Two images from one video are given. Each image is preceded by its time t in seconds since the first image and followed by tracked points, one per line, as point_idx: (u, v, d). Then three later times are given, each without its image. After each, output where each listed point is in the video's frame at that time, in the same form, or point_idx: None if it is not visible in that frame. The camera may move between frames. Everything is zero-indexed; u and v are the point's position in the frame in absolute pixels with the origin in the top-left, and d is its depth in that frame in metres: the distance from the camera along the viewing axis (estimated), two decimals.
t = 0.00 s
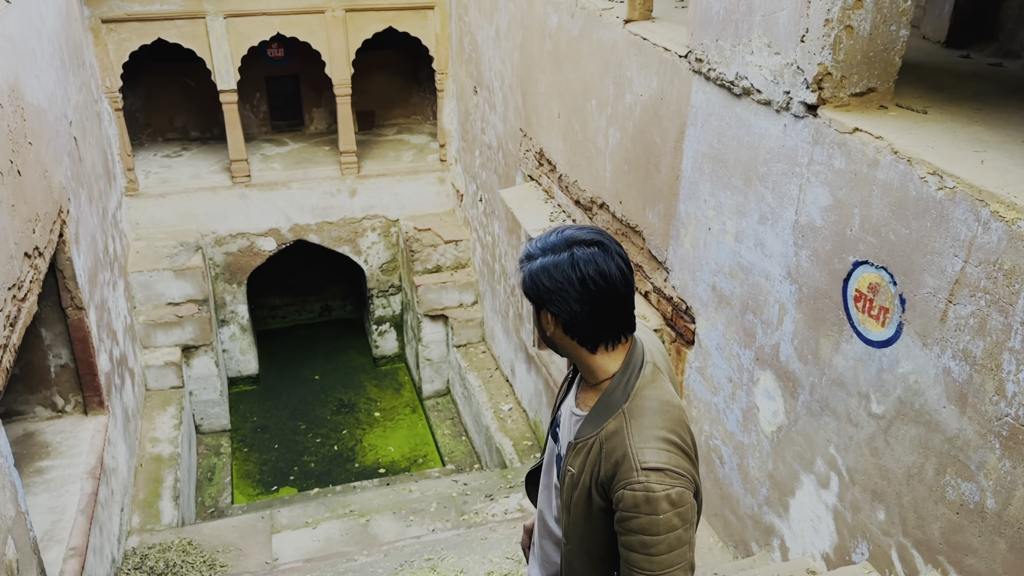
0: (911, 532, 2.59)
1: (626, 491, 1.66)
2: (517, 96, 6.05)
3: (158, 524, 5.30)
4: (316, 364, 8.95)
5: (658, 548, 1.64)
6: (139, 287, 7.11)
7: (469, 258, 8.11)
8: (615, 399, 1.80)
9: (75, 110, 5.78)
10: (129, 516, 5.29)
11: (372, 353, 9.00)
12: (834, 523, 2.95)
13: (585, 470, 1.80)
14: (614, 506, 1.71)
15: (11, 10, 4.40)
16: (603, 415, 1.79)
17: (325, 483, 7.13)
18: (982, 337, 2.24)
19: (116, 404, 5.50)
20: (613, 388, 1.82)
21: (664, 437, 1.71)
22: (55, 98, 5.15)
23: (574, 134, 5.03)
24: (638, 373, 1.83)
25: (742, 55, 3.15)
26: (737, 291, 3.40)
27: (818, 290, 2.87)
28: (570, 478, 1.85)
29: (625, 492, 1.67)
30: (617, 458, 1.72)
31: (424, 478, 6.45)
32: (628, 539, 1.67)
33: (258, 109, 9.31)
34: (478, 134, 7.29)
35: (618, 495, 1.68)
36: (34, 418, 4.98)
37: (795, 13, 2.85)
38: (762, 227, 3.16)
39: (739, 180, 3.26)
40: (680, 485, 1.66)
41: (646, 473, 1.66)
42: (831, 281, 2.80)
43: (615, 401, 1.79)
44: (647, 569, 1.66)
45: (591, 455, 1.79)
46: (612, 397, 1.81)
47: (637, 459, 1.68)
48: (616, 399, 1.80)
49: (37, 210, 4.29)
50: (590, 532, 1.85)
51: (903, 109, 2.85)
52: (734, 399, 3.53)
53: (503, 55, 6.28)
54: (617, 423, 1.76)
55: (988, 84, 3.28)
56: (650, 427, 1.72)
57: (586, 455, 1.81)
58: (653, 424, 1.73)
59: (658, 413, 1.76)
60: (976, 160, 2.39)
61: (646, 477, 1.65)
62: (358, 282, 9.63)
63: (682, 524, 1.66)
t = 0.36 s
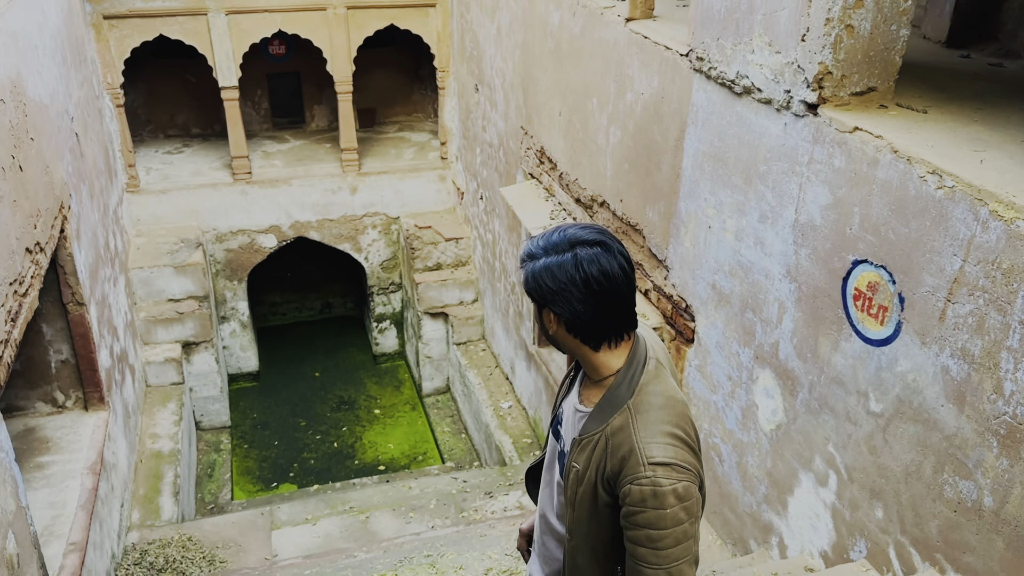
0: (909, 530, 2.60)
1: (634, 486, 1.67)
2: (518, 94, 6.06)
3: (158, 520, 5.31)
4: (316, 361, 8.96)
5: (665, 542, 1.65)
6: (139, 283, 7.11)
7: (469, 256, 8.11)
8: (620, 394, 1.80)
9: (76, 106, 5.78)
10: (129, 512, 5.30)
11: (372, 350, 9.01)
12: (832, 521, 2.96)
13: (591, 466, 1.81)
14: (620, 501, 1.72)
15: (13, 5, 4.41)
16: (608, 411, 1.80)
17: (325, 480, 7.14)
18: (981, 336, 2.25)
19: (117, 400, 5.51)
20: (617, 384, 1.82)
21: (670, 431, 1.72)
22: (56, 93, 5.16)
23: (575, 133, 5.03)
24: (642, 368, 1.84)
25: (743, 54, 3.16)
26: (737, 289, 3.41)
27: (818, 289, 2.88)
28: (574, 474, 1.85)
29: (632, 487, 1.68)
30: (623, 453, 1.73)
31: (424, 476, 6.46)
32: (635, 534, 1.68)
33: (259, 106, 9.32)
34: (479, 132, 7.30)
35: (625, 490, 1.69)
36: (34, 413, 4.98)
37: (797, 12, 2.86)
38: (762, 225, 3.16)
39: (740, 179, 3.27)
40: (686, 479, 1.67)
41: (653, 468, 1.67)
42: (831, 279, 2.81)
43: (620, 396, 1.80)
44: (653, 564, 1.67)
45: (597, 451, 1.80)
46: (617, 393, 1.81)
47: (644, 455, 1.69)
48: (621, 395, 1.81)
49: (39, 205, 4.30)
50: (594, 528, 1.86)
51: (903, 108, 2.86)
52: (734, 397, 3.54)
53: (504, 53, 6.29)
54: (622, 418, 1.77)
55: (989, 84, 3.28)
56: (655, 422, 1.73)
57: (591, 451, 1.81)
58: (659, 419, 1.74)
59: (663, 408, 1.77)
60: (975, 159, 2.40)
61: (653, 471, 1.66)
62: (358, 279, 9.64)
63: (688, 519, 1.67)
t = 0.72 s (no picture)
0: (907, 526, 2.61)
1: (640, 479, 1.68)
2: (519, 89, 6.05)
3: (157, 512, 5.33)
4: (316, 355, 8.97)
5: (671, 534, 1.66)
6: (140, 276, 7.11)
7: (470, 251, 8.11)
8: (623, 388, 1.81)
9: (78, 98, 5.78)
10: (129, 503, 5.31)
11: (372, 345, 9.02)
12: (830, 517, 2.97)
13: (595, 459, 1.82)
14: (625, 494, 1.73)
15: None
16: (611, 405, 1.81)
17: (325, 473, 7.15)
18: (979, 333, 2.26)
19: (117, 392, 5.52)
20: (620, 378, 1.83)
21: (674, 424, 1.73)
22: (58, 86, 5.16)
23: (576, 128, 5.03)
24: (644, 362, 1.84)
25: (745, 50, 3.15)
26: (736, 285, 3.41)
27: (817, 285, 2.88)
28: (577, 468, 1.86)
29: (638, 480, 1.69)
30: (627, 446, 1.74)
31: (423, 470, 6.47)
32: (641, 526, 1.69)
33: (261, 100, 9.31)
34: (480, 126, 7.30)
35: (631, 483, 1.70)
36: (35, 405, 4.99)
37: (799, 8, 2.86)
38: (763, 222, 3.16)
39: (741, 175, 3.27)
40: (691, 471, 1.68)
41: (659, 461, 1.68)
42: (830, 276, 2.81)
43: (623, 389, 1.81)
44: (660, 556, 1.68)
45: (601, 444, 1.80)
46: (619, 387, 1.82)
47: (649, 447, 1.70)
48: (624, 389, 1.81)
49: (40, 197, 4.30)
50: (598, 520, 1.87)
51: (904, 105, 2.86)
52: (733, 393, 3.55)
53: (506, 48, 6.28)
54: (626, 411, 1.77)
55: (991, 81, 3.28)
56: (659, 416, 1.74)
57: (595, 445, 1.82)
58: (662, 412, 1.75)
59: (666, 401, 1.78)
60: (976, 157, 2.40)
61: (658, 464, 1.67)
62: (358, 274, 9.65)
63: (694, 510, 1.68)
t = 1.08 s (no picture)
0: (907, 521, 2.62)
1: (660, 480, 1.70)
2: (523, 82, 6.04)
3: (159, 500, 5.35)
4: (318, 346, 8.99)
5: (689, 534, 1.69)
6: (143, 265, 7.12)
7: (472, 243, 8.10)
8: (640, 387, 1.81)
9: (82, 87, 5.78)
10: (131, 491, 5.34)
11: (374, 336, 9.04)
12: (830, 511, 2.98)
13: (612, 460, 1.82)
14: (643, 494, 1.74)
15: None
16: (628, 405, 1.81)
17: (326, 464, 7.18)
18: (982, 328, 2.26)
19: (120, 381, 5.54)
20: (637, 377, 1.83)
21: (693, 424, 1.75)
22: (62, 74, 5.16)
23: (580, 121, 5.03)
24: (661, 362, 1.85)
25: (751, 44, 3.15)
26: (739, 279, 3.41)
27: (820, 280, 2.88)
28: (591, 467, 1.86)
29: (658, 480, 1.70)
30: (646, 446, 1.75)
31: (424, 462, 6.49)
32: (659, 526, 1.71)
33: (264, 90, 9.30)
34: (484, 118, 7.29)
35: (651, 483, 1.71)
36: (38, 392, 5.00)
37: (805, 2, 2.85)
38: (766, 216, 3.16)
39: (745, 169, 3.27)
40: (710, 471, 1.71)
41: (680, 461, 1.70)
42: (833, 271, 2.81)
43: (640, 389, 1.81)
44: (677, 555, 1.71)
45: (618, 444, 1.81)
46: (636, 385, 1.82)
47: (669, 448, 1.72)
48: (641, 388, 1.82)
49: (44, 185, 4.31)
50: (612, 519, 1.88)
51: (909, 100, 2.86)
52: (734, 387, 3.55)
53: (510, 40, 6.27)
54: (644, 412, 1.78)
55: (996, 77, 3.28)
56: (677, 416, 1.76)
57: (611, 444, 1.82)
58: (680, 412, 1.77)
59: (683, 401, 1.79)
60: (980, 152, 2.40)
61: (679, 465, 1.69)
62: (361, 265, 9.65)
63: (711, 509, 1.71)
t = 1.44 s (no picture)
0: (907, 515, 2.63)
1: (692, 457, 1.70)
2: (528, 74, 6.04)
3: (162, 489, 5.39)
4: (321, 337, 9.00)
5: (720, 510, 1.71)
6: (147, 255, 7.15)
7: (476, 235, 8.10)
8: (660, 370, 1.82)
9: (88, 76, 5.78)
10: (134, 480, 5.36)
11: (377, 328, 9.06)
12: (831, 505, 2.99)
13: (636, 444, 1.80)
14: (672, 474, 1.74)
15: None
16: (649, 388, 1.81)
17: (328, 454, 7.20)
18: (985, 324, 2.26)
19: (124, 370, 5.56)
20: (655, 360, 1.84)
21: (716, 401, 1.77)
22: (68, 64, 5.16)
23: (585, 114, 5.02)
24: (675, 345, 1.87)
25: (757, 38, 3.14)
26: (743, 274, 3.42)
27: (824, 275, 2.89)
28: (612, 455, 1.84)
29: (689, 458, 1.70)
30: (673, 427, 1.74)
31: (426, 453, 6.52)
32: (691, 505, 1.71)
33: (269, 81, 9.30)
34: (488, 111, 7.28)
35: (682, 462, 1.71)
36: (43, 381, 5.03)
37: None
38: (770, 210, 3.17)
39: (749, 164, 3.27)
40: (736, 446, 1.73)
41: (709, 438, 1.71)
42: (837, 266, 2.82)
43: (660, 372, 1.81)
44: (708, 533, 1.71)
45: (643, 428, 1.79)
46: (657, 368, 1.82)
47: (697, 426, 1.72)
48: (662, 370, 1.82)
49: (50, 174, 4.32)
50: (633, 507, 1.85)
51: (915, 96, 2.86)
52: (736, 381, 3.56)
53: (515, 33, 6.26)
54: (668, 393, 1.78)
55: (1001, 73, 3.28)
56: (700, 395, 1.77)
57: (635, 430, 1.80)
58: (702, 391, 1.78)
59: (702, 381, 1.81)
60: (985, 149, 2.40)
61: (710, 441, 1.70)
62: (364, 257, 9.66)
63: (738, 484, 1.73)
